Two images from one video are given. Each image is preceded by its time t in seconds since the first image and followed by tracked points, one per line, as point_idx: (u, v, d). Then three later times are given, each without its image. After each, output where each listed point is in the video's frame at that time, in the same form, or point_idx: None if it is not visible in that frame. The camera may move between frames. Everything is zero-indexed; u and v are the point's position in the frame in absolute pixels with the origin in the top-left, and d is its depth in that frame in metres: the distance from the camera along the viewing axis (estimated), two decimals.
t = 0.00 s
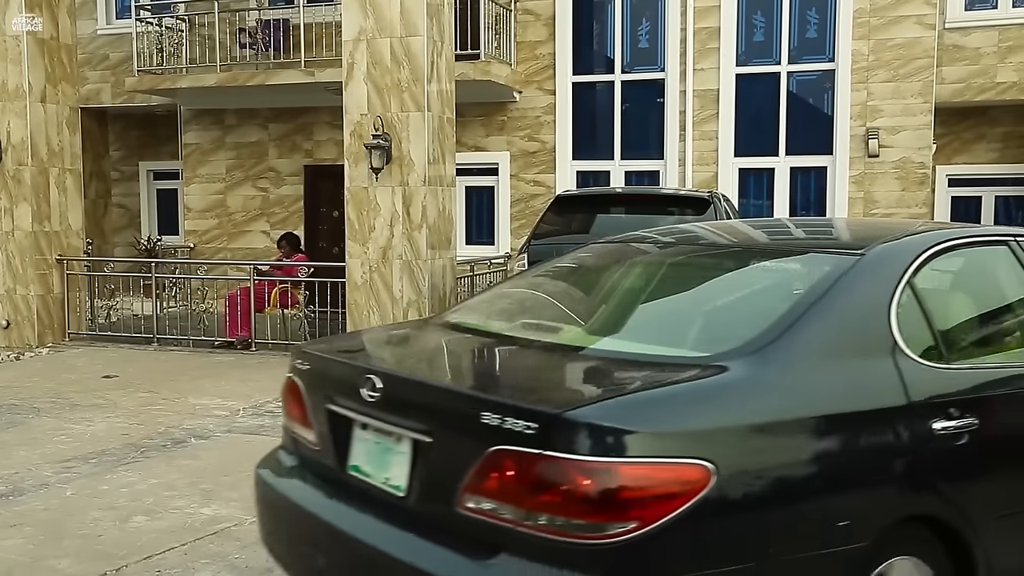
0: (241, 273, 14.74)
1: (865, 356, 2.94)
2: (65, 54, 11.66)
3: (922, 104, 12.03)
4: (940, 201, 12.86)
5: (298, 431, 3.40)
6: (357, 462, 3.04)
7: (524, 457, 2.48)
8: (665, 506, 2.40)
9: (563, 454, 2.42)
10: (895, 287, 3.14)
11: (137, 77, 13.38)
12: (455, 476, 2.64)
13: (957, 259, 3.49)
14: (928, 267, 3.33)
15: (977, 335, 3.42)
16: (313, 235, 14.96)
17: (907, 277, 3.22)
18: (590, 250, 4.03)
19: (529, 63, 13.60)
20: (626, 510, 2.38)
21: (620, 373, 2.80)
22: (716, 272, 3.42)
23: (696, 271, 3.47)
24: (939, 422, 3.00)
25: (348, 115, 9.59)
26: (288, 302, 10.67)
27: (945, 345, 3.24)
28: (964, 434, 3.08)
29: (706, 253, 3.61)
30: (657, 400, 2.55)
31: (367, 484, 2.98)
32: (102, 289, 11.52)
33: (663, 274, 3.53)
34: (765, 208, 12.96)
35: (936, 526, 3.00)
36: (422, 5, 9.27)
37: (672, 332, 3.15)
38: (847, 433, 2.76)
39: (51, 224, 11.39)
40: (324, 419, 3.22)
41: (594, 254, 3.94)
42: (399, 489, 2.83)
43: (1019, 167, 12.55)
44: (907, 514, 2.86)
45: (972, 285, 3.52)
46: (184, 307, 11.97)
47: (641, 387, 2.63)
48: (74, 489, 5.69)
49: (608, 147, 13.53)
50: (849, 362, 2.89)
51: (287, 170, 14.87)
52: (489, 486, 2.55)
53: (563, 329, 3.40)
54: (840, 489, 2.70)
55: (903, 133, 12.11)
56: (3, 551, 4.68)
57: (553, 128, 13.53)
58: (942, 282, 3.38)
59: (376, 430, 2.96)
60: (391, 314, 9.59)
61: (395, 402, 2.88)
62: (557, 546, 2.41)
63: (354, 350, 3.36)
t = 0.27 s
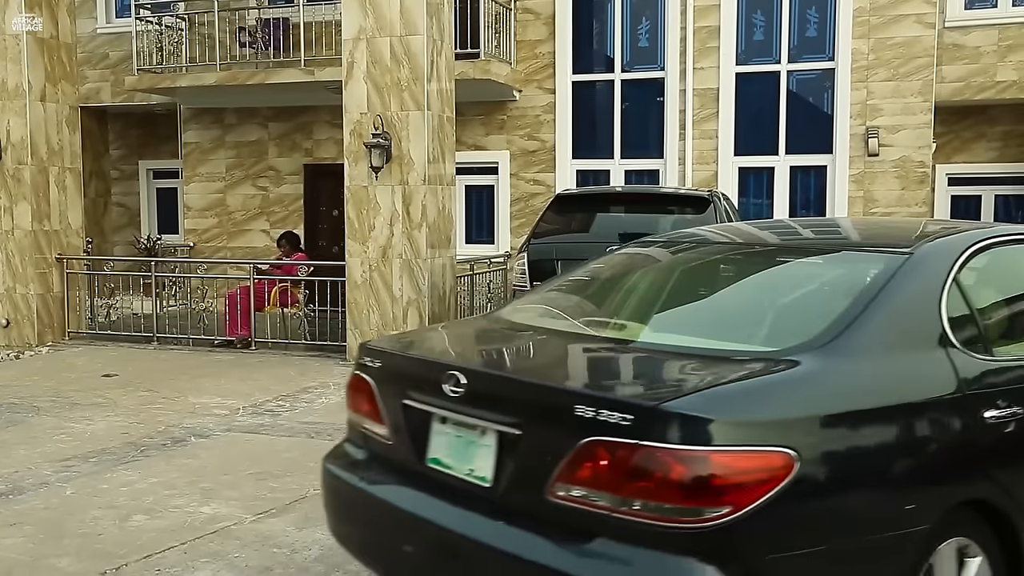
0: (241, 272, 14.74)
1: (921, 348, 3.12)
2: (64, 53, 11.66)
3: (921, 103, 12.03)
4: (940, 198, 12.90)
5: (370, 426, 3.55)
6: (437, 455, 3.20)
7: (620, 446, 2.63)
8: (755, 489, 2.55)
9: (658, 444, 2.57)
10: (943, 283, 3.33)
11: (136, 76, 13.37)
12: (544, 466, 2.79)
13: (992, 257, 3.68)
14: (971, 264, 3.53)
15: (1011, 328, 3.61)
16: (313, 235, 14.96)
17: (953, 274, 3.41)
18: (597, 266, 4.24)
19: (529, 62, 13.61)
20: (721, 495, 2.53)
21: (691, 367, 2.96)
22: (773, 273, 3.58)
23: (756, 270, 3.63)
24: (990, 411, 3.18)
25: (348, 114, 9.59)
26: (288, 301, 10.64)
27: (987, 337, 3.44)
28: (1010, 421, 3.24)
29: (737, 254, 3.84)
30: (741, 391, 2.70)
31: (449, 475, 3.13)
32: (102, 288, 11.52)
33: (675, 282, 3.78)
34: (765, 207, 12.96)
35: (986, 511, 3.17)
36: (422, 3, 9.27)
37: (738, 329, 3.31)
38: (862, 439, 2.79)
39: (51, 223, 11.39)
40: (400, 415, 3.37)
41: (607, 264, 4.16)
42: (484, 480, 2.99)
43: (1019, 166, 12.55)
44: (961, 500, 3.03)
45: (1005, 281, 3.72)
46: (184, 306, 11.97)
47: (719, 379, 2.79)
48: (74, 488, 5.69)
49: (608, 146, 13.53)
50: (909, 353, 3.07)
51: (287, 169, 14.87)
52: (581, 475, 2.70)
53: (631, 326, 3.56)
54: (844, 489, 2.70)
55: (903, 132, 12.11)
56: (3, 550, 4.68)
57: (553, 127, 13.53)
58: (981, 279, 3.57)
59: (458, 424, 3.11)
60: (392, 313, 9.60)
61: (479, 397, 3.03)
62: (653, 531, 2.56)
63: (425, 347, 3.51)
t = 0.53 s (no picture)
0: (241, 272, 14.73)
1: (964, 337, 3.26)
2: (64, 53, 11.64)
3: (921, 103, 12.02)
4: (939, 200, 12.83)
5: (428, 417, 3.65)
6: (501, 443, 3.30)
7: (694, 433, 2.75)
8: (825, 471, 2.68)
9: (730, 429, 2.70)
10: (982, 276, 3.47)
11: (136, 75, 13.35)
12: (616, 452, 2.91)
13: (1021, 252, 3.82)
14: (1004, 258, 3.67)
15: None
16: (313, 234, 14.95)
17: (989, 267, 3.54)
18: (603, 277, 4.39)
19: (529, 61, 13.62)
20: (794, 477, 2.65)
21: (746, 359, 3.07)
22: (818, 267, 3.71)
23: (801, 265, 3.76)
24: None
25: (348, 114, 9.59)
26: (288, 300, 10.60)
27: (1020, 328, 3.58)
28: None
29: (760, 252, 3.99)
30: (804, 379, 2.83)
31: (514, 463, 3.24)
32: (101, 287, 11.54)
33: (683, 289, 3.95)
34: (765, 207, 12.95)
35: None
36: (422, 2, 9.27)
37: (788, 322, 3.43)
38: (887, 426, 2.83)
39: (51, 223, 11.38)
40: (462, 404, 3.48)
41: (624, 272, 4.30)
42: (551, 467, 3.10)
43: (1018, 165, 12.55)
44: (1005, 484, 3.16)
45: None
46: (184, 305, 11.98)
47: (781, 368, 2.91)
48: (74, 487, 5.69)
49: (608, 146, 13.53)
50: (954, 343, 3.20)
51: (287, 168, 14.86)
52: (654, 460, 2.82)
53: (682, 319, 3.67)
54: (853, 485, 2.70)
55: (903, 131, 12.10)
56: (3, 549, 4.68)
57: (553, 126, 13.54)
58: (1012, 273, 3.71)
59: (523, 413, 3.22)
60: (391, 313, 9.60)
61: (546, 387, 3.13)
62: (726, 511, 2.68)
63: (481, 340, 3.61)
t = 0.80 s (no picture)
0: (239, 271, 14.71)
1: (1008, 326, 3.34)
2: (62, 51, 11.61)
3: (919, 102, 12.01)
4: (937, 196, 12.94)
5: (487, 408, 3.71)
6: (567, 432, 3.37)
7: (770, 418, 2.83)
8: (896, 454, 2.75)
9: (805, 415, 2.78)
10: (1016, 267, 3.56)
11: (134, 74, 13.32)
12: (691, 437, 2.99)
13: None
14: None
15: None
16: (311, 233, 14.93)
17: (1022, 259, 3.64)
18: (631, 280, 4.44)
19: (528, 60, 13.60)
20: (867, 459, 2.73)
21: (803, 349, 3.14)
22: (863, 259, 3.78)
23: (846, 256, 3.83)
24: None
25: (346, 112, 9.57)
26: (286, 300, 10.68)
27: None
28: None
29: (782, 249, 4.08)
30: (868, 367, 2.91)
31: (582, 451, 3.31)
32: (99, 286, 11.55)
33: (705, 290, 4.04)
34: (763, 206, 12.95)
35: None
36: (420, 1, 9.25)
37: (840, 314, 3.50)
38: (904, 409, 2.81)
39: (49, 222, 11.36)
40: (524, 395, 3.54)
41: (654, 275, 4.36)
42: (622, 453, 3.18)
43: (1016, 164, 12.56)
44: None
45: None
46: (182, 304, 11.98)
47: (843, 359, 2.99)
48: (72, 487, 5.67)
49: (606, 145, 13.52)
50: (999, 333, 3.28)
51: (285, 167, 14.84)
52: (729, 445, 2.90)
53: (733, 312, 3.73)
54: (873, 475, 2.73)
55: (901, 130, 12.09)
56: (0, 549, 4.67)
57: (552, 125, 13.53)
58: None
59: (591, 403, 3.29)
60: (390, 311, 9.59)
61: (616, 376, 3.20)
62: (802, 493, 2.77)
63: (539, 332, 3.67)
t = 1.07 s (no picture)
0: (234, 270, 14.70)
1: None
2: (56, 50, 11.57)
3: (913, 101, 12.04)
4: (931, 196, 12.98)
5: (541, 401, 3.76)
6: (627, 422, 3.43)
7: (832, 406, 2.91)
8: (954, 438, 2.82)
9: (867, 403, 2.86)
10: None
11: (128, 73, 13.29)
12: (755, 426, 3.06)
13: None
14: None
15: None
16: (306, 232, 14.92)
17: None
18: (656, 282, 4.50)
19: (523, 59, 13.60)
20: (927, 444, 2.80)
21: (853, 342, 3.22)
22: (901, 254, 3.87)
23: (885, 251, 3.92)
24: None
25: (341, 111, 9.57)
26: (281, 299, 10.75)
27: None
28: None
29: (803, 248, 4.18)
30: (923, 357, 3.00)
31: (642, 441, 3.37)
32: (93, 285, 11.58)
33: (739, 287, 4.10)
34: (758, 205, 12.97)
35: None
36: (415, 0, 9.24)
37: (885, 307, 3.59)
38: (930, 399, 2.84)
39: (42, 220, 11.34)
40: (581, 387, 3.59)
41: (681, 277, 4.42)
42: (684, 442, 3.25)
43: (1009, 163, 12.59)
44: None
45: None
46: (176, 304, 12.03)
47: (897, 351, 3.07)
48: (66, 487, 5.66)
49: (601, 144, 13.53)
50: None
51: (279, 166, 14.82)
52: (791, 433, 2.98)
53: (778, 307, 3.81)
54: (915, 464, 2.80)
55: (895, 130, 12.11)
56: None
57: (546, 124, 13.54)
58: None
59: (653, 393, 3.36)
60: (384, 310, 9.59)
61: (679, 368, 3.27)
62: (867, 478, 2.84)
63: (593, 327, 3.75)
